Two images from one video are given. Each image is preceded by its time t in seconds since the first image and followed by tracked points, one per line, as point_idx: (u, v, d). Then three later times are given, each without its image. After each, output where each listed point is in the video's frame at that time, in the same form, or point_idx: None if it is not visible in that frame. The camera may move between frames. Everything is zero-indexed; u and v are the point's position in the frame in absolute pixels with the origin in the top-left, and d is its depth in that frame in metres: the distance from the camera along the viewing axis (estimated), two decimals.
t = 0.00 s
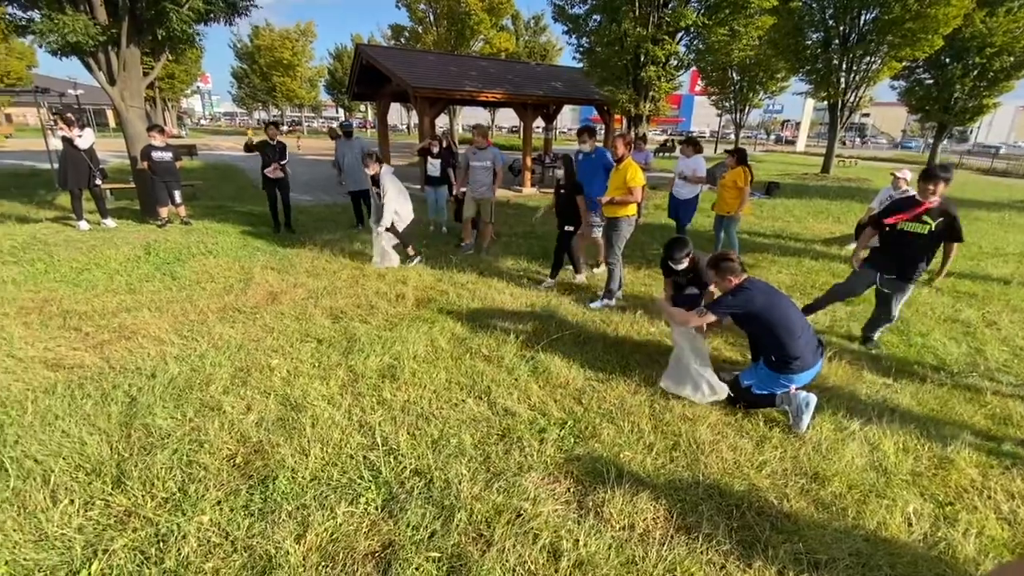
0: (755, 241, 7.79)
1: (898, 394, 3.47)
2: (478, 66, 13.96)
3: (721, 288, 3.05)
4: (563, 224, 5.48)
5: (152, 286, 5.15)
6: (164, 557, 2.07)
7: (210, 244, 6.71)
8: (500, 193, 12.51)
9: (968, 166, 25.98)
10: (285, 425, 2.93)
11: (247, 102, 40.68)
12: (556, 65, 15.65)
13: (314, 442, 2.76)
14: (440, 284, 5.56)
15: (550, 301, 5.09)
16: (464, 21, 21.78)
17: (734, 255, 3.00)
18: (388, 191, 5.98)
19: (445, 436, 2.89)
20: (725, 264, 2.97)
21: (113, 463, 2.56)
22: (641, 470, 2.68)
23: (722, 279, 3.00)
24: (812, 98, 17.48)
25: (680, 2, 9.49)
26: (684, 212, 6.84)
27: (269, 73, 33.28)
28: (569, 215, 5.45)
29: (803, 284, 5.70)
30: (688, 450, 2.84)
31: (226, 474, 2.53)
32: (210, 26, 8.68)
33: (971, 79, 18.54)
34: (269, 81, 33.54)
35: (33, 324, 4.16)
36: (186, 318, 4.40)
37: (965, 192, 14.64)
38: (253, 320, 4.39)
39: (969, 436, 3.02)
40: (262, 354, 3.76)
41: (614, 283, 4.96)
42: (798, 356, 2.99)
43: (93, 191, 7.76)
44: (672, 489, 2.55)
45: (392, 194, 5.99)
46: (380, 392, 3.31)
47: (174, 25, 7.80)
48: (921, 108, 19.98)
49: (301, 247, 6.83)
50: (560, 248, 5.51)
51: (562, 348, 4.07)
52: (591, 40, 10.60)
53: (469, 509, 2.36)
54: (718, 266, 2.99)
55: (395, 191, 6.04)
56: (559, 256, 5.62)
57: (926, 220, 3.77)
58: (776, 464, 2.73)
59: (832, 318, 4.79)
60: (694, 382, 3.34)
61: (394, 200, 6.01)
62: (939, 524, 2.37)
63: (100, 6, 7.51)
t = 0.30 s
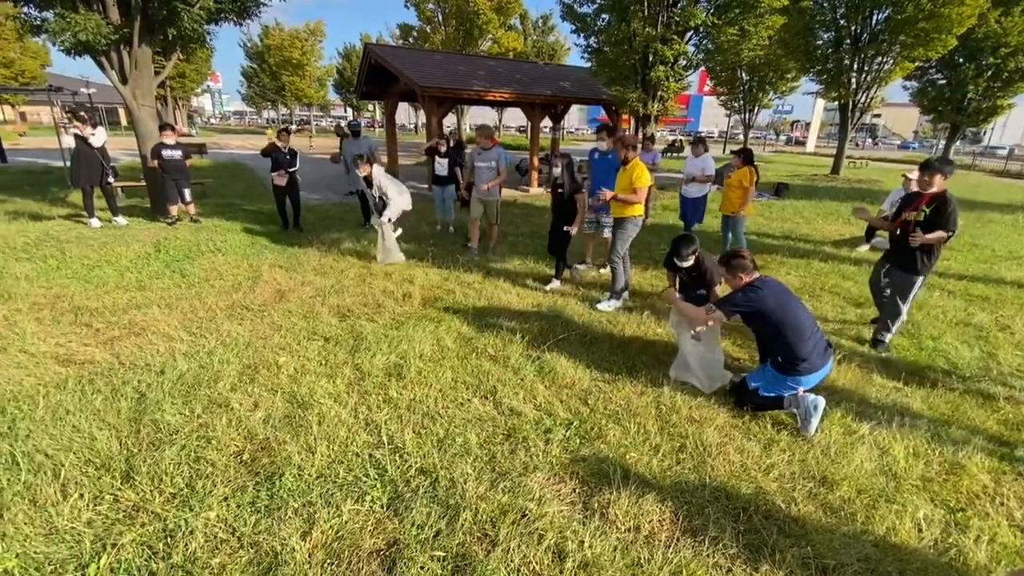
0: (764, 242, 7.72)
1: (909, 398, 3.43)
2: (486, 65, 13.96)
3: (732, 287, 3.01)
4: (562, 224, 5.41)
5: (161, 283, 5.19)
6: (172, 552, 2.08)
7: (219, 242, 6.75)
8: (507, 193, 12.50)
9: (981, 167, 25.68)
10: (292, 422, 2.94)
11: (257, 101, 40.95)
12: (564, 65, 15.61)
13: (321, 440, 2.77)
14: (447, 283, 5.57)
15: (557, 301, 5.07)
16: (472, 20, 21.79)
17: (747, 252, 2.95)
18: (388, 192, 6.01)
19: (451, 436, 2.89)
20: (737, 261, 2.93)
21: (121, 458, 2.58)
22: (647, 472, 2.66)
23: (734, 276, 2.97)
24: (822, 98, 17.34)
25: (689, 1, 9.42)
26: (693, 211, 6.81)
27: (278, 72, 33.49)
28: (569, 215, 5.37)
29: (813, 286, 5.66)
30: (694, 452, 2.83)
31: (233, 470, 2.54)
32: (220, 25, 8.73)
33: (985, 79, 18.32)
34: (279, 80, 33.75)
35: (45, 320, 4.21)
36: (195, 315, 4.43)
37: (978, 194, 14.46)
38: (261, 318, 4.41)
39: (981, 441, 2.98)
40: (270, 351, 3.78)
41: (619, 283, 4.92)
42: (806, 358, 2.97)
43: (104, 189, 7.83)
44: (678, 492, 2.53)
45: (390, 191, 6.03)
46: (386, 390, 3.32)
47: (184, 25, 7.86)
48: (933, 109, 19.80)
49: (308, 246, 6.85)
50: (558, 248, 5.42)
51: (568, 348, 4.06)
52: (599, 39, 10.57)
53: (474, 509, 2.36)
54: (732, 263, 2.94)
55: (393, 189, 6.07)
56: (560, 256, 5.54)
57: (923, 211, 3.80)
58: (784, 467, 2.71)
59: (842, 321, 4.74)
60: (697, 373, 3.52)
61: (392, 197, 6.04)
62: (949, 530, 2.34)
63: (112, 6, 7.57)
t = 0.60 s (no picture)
0: (770, 243, 7.67)
1: (916, 402, 3.40)
2: (492, 65, 13.96)
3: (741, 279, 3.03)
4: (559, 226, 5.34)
5: (168, 281, 5.22)
6: (177, 548, 2.09)
7: (225, 241, 6.78)
8: (512, 193, 12.50)
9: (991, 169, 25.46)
10: (296, 420, 2.95)
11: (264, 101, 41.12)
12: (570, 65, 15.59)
13: (325, 438, 2.78)
14: (451, 283, 5.57)
15: (561, 302, 5.06)
16: (478, 20, 21.81)
17: (760, 247, 2.97)
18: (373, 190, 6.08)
19: (455, 435, 2.89)
20: (749, 255, 2.95)
21: (127, 454, 2.60)
22: (651, 473, 2.65)
23: (744, 269, 2.99)
24: (830, 99, 17.22)
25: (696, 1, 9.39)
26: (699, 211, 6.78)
27: (285, 71, 33.61)
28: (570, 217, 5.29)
29: (819, 288, 5.62)
30: (698, 454, 2.82)
31: (238, 468, 2.56)
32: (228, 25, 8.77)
33: (995, 80, 18.17)
34: (285, 79, 33.89)
35: (52, 317, 4.24)
36: (201, 313, 4.45)
37: (987, 196, 14.33)
38: (266, 316, 4.43)
39: (990, 446, 2.94)
40: (275, 349, 3.80)
41: (622, 289, 4.83)
42: (806, 360, 2.94)
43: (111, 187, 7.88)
44: (682, 494, 2.52)
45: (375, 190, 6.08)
46: (390, 390, 3.32)
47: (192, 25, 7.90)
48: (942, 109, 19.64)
49: (313, 245, 6.87)
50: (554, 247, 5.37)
51: (572, 349, 4.05)
52: (606, 39, 10.55)
53: (477, 508, 2.36)
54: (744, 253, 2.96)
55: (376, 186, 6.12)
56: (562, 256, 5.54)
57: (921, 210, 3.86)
58: (788, 470, 2.69)
59: (849, 324, 4.70)
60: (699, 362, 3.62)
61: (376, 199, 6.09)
62: (956, 535, 2.32)
63: (122, 6, 7.62)
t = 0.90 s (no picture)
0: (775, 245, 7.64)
1: (920, 405, 3.38)
2: (497, 65, 13.96)
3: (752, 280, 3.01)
4: (551, 227, 5.31)
5: (172, 279, 5.24)
6: (180, 546, 2.10)
7: (229, 240, 6.81)
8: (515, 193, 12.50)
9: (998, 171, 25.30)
10: (299, 419, 2.96)
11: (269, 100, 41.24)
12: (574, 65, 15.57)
13: (328, 437, 2.78)
14: (455, 283, 5.58)
15: (564, 303, 5.06)
16: (483, 20, 21.82)
17: (775, 249, 2.94)
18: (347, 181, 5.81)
19: (458, 435, 2.89)
20: (764, 255, 2.93)
21: (132, 452, 2.62)
22: (653, 475, 2.65)
23: (756, 270, 2.97)
24: (836, 100, 17.14)
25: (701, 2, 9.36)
26: (702, 213, 6.75)
27: (290, 71, 33.71)
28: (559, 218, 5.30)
29: (824, 290, 5.60)
30: (701, 455, 2.81)
31: (241, 466, 2.57)
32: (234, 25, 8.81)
33: (1002, 81, 18.10)
34: (291, 79, 33.99)
35: (58, 315, 4.26)
36: (205, 311, 4.47)
37: (994, 198, 14.25)
38: (270, 315, 4.44)
39: (996, 450, 2.92)
40: (278, 348, 3.81)
41: (624, 291, 4.85)
42: (813, 366, 2.91)
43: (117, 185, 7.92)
44: (684, 495, 2.52)
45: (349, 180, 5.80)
46: (393, 389, 3.33)
47: (199, 25, 7.94)
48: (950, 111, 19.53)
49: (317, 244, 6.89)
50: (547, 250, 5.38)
51: (575, 349, 4.04)
52: (610, 40, 10.54)
53: (479, 508, 2.36)
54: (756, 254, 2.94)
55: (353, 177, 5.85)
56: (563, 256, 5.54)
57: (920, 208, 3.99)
58: (792, 473, 2.68)
59: (853, 326, 4.68)
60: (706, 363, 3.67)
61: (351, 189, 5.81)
62: (961, 539, 2.31)
63: (128, 5, 7.67)
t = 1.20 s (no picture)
0: (778, 246, 7.62)
1: (925, 407, 3.37)
2: (500, 66, 13.98)
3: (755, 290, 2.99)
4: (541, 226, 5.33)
5: (176, 278, 5.26)
6: (183, 543, 2.11)
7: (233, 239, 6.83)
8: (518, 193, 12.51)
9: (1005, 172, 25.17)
10: (303, 418, 2.97)
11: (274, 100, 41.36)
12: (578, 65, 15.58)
13: (331, 436, 2.79)
14: (458, 282, 5.58)
15: (567, 303, 5.05)
16: (487, 21, 21.83)
17: (773, 256, 2.94)
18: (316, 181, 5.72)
19: (461, 435, 2.89)
20: (763, 265, 2.92)
21: (136, 449, 2.63)
22: (656, 475, 2.65)
23: (757, 279, 2.96)
24: (841, 101, 17.10)
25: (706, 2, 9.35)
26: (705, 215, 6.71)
27: (294, 71, 33.81)
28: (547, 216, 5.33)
29: (827, 291, 5.58)
30: (704, 456, 2.81)
31: (245, 464, 2.58)
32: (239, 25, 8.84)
33: (1009, 83, 18.01)
34: (295, 79, 34.09)
35: (63, 313, 4.28)
36: (210, 310, 4.49)
37: (1000, 199, 14.19)
38: (274, 314, 4.46)
39: (1001, 453, 2.90)
40: (282, 347, 3.82)
41: (628, 293, 4.85)
42: (819, 371, 2.89)
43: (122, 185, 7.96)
44: (687, 496, 2.52)
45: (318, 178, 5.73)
46: (396, 388, 3.33)
47: (205, 25, 7.97)
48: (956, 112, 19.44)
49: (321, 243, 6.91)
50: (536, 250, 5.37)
51: (577, 350, 4.04)
52: (614, 40, 10.54)
53: (481, 507, 2.37)
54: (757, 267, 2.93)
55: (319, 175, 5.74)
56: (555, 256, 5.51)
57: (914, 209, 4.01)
58: (795, 475, 2.67)
59: (857, 328, 4.66)
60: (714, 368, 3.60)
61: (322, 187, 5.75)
62: (965, 542, 2.30)
63: (135, 5, 7.71)
